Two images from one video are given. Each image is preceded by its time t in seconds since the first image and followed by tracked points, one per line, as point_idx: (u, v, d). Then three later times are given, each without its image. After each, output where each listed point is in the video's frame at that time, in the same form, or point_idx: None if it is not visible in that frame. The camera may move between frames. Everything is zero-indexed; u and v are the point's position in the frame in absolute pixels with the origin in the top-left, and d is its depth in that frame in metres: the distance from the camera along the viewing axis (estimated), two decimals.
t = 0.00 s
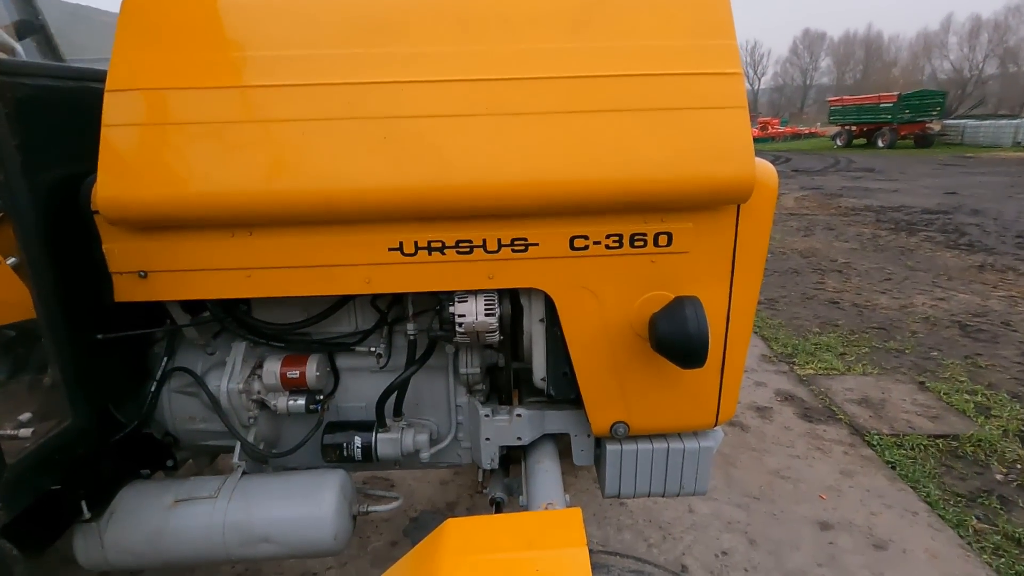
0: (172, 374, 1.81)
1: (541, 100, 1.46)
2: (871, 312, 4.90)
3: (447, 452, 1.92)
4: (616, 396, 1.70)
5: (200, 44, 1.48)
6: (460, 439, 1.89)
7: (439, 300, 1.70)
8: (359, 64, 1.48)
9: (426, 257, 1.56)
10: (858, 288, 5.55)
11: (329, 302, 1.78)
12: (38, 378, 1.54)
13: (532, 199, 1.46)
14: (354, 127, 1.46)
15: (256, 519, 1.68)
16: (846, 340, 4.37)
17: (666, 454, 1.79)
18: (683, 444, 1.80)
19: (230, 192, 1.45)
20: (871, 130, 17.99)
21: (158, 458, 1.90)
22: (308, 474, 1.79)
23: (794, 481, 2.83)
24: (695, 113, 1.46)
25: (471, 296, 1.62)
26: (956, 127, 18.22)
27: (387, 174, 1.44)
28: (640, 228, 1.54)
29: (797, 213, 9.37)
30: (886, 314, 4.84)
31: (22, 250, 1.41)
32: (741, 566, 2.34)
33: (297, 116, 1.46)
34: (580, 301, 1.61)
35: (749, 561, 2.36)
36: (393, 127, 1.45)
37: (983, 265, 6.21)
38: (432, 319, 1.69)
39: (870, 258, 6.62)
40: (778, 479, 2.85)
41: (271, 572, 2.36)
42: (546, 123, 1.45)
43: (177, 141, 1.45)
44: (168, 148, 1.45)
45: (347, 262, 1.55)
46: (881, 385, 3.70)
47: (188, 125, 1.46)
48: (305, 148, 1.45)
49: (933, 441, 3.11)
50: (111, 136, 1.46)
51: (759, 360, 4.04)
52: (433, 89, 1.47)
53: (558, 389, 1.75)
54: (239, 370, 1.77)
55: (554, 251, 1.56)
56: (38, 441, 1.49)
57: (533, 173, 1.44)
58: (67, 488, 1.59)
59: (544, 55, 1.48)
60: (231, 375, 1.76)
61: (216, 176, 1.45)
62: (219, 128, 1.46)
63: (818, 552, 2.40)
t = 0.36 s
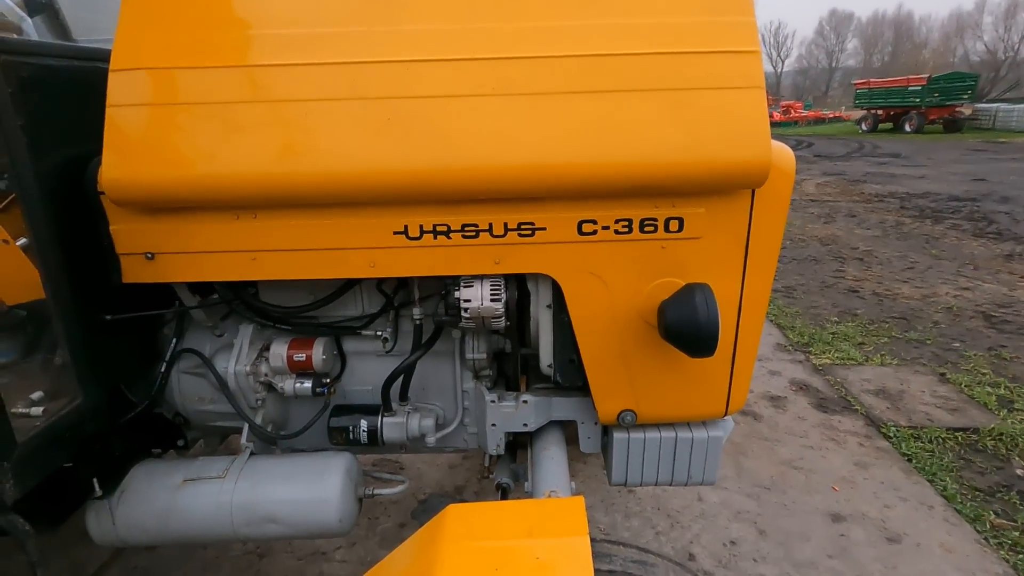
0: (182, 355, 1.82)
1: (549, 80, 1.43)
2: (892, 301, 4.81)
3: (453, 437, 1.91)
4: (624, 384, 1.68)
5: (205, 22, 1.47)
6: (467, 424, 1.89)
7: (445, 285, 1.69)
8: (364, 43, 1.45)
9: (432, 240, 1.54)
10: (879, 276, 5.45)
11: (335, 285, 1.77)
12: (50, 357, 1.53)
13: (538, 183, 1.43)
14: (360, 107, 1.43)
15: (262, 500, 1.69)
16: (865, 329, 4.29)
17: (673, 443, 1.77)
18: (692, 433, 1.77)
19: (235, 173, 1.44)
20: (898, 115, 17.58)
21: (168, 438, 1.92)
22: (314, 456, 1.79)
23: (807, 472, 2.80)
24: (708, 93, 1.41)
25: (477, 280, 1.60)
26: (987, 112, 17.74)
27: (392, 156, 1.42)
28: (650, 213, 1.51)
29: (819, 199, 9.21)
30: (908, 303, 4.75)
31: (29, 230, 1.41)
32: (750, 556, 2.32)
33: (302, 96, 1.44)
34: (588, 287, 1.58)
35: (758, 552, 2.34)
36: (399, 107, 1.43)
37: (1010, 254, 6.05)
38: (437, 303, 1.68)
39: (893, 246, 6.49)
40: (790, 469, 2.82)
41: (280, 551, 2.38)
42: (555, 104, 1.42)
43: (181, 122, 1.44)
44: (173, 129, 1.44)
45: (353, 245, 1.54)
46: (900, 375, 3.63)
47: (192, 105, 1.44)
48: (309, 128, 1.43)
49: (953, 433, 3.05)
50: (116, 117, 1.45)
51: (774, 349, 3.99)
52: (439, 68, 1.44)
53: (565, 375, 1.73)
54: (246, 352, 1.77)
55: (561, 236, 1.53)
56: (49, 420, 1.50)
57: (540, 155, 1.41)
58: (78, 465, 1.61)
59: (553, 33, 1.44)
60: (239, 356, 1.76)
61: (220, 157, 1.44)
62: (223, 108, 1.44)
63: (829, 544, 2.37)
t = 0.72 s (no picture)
0: (196, 344, 1.83)
1: (567, 70, 1.41)
2: (908, 298, 4.75)
3: (464, 429, 1.91)
4: (638, 378, 1.67)
5: (221, 10, 1.46)
6: (478, 417, 1.89)
7: (458, 277, 1.68)
8: (380, 31, 1.44)
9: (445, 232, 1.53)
10: (896, 272, 5.38)
11: (349, 276, 1.77)
12: (68, 344, 1.54)
13: (554, 175, 1.42)
14: (375, 96, 1.42)
15: (275, 488, 1.70)
16: (880, 325, 4.25)
17: (687, 438, 1.76)
18: (705, 429, 1.76)
19: (250, 162, 1.44)
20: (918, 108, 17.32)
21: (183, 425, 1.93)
22: (327, 446, 1.79)
23: (819, 469, 2.78)
24: (728, 85, 1.39)
25: (491, 272, 1.59)
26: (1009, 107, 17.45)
27: (406, 146, 1.41)
28: (667, 206, 1.49)
29: (835, 193, 9.11)
30: (924, 300, 4.69)
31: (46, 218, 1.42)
32: (760, 553, 2.31)
33: (317, 85, 1.43)
34: (603, 281, 1.57)
35: (769, 548, 2.32)
36: (414, 97, 1.42)
37: None
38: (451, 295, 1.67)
39: (910, 241, 6.41)
40: (803, 466, 2.80)
41: (292, 539, 2.40)
42: (571, 94, 1.40)
43: (197, 111, 1.44)
44: (189, 117, 1.44)
45: (367, 235, 1.53)
46: (916, 373, 3.59)
47: (208, 93, 1.44)
48: (324, 117, 1.43)
49: (969, 433, 3.02)
50: (132, 104, 1.45)
51: (788, 345, 3.95)
52: (455, 57, 1.42)
53: (578, 369, 1.72)
54: (260, 341, 1.78)
55: (576, 229, 1.52)
56: (66, 406, 1.51)
57: (556, 147, 1.40)
58: (94, 451, 1.62)
59: (570, 22, 1.42)
60: (252, 346, 1.77)
61: (235, 145, 1.44)
62: (239, 96, 1.44)
63: (841, 542, 2.35)
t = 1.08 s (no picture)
0: (191, 342, 1.80)
1: (569, 67, 1.38)
2: (909, 301, 4.74)
3: (462, 430, 1.89)
4: (639, 381, 1.64)
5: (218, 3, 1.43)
6: (477, 418, 1.87)
7: (457, 277, 1.65)
8: (379, 26, 1.41)
9: (444, 231, 1.50)
10: (897, 274, 5.37)
11: (346, 275, 1.74)
12: (60, 342, 1.52)
13: (555, 174, 1.39)
14: (374, 92, 1.40)
15: (269, 490, 1.67)
16: (881, 328, 4.23)
17: (688, 442, 1.73)
18: (707, 433, 1.73)
19: (245, 159, 1.41)
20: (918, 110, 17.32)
21: (177, 425, 1.90)
22: (322, 447, 1.77)
23: (820, 472, 2.76)
24: (733, 84, 1.36)
25: (492, 272, 1.56)
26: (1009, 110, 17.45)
27: (405, 144, 1.39)
28: (670, 207, 1.46)
29: (835, 195, 9.09)
30: (925, 303, 4.68)
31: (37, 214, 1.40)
32: (760, 557, 2.28)
33: (315, 81, 1.41)
34: (604, 282, 1.54)
35: (768, 552, 2.30)
36: (414, 93, 1.39)
37: None
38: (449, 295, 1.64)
39: (910, 243, 6.40)
40: (803, 470, 2.78)
41: (287, 540, 2.38)
42: (574, 92, 1.38)
43: (193, 106, 1.42)
44: (184, 113, 1.41)
45: (364, 234, 1.51)
46: (917, 376, 3.58)
47: (204, 88, 1.41)
48: (322, 113, 1.40)
49: (970, 437, 3.01)
50: (127, 99, 1.42)
51: (788, 347, 3.93)
52: (456, 54, 1.40)
53: (579, 371, 1.70)
54: (255, 341, 1.75)
55: (578, 229, 1.49)
56: (57, 406, 1.48)
57: (558, 145, 1.37)
58: (86, 450, 1.59)
59: (573, 19, 1.40)
60: (248, 345, 1.74)
61: (231, 142, 1.41)
62: (235, 91, 1.41)
63: (842, 547, 2.33)
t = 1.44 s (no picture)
0: (176, 346, 1.70)
1: (581, 57, 1.30)
2: (912, 306, 4.67)
3: (462, 440, 1.80)
4: (650, 391, 1.56)
5: None
6: (477, 428, 1.77)
7: (459, 279, 1.56)
8: (379, 11, 1.32)
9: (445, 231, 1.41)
10: (899, 279, 5.30)
11: (341, 276, 1.65)
12: (34, 346, 1.43)
13: (565, 170, 1.30)
14: (372, 82, 1.31)
15: (257, 504, 1.58)
16: (885, 334, 4.16)
17: (700, 455, 1.65)
18: (720, 446, 1.65)
19: (234, 152, 1.32)
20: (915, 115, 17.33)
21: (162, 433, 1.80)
22: (315, 458, 1.67)
23: (828, 483, 2.68)
24: (755, 76, 1.28)
25: (495, 274, 1.47)
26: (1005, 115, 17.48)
27: (405, 137, 1.30)
28: (686, 207, 1.38)
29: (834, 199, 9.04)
30: (929, 308, 4.61)
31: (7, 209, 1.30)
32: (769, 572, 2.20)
33: (309, 69, 1.31)
34: (615, 286, 1.45)
35: (778, 567, 2.22)
36: (415, 83, 1.30)
37: None
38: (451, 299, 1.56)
39: (911, 248, 6.34)
40: (811, 480, 2.70)
41: (277, 551, 2.28)
42: (586, 83, 1.29)
43: (177, 94, 1.32)
44: (168, 101, 1.32)
45: (360, 233, 1.42)
46: (923, 384, 3.51)
47: (190, 76, 1.32)
48: (316, 103, 1.31)
49: (980, 447, 2.93)
50: (106, 86, 1.33)
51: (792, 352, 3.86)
52: (460, 41, 1.31)
53: (586, 380, 1.61)
54: (244, 345, 1.65)
55: (587, 230, 1.40)
56: (30, 413, 1.39)
57: (568, 140, 1.28)
58: (61, 461, 1.50)
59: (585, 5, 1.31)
60: (236, 350, 1.65)
61: (218, 133, 1.32)
62: (223, 79, 1.32)
63: (853, 562, 2.25)
